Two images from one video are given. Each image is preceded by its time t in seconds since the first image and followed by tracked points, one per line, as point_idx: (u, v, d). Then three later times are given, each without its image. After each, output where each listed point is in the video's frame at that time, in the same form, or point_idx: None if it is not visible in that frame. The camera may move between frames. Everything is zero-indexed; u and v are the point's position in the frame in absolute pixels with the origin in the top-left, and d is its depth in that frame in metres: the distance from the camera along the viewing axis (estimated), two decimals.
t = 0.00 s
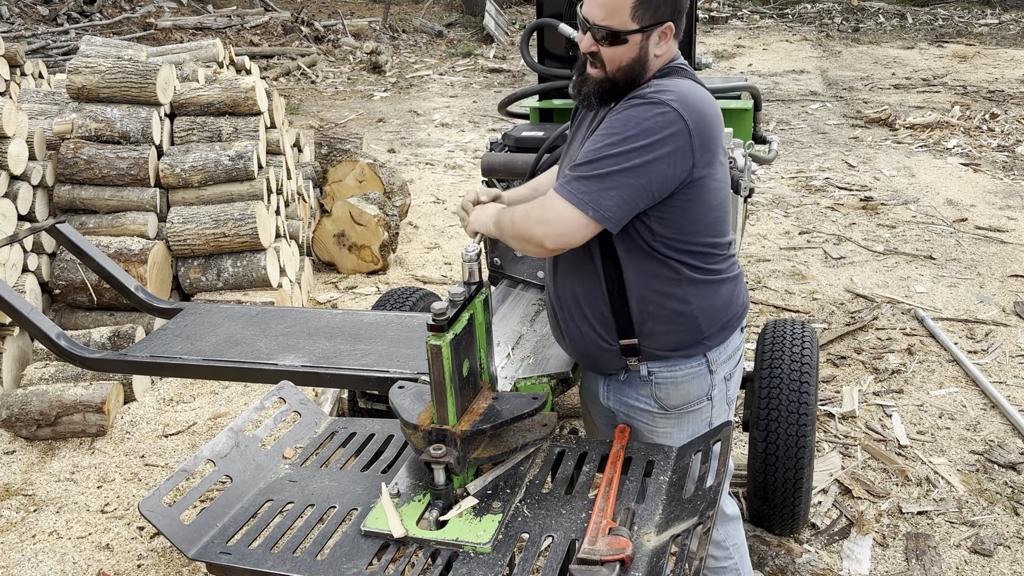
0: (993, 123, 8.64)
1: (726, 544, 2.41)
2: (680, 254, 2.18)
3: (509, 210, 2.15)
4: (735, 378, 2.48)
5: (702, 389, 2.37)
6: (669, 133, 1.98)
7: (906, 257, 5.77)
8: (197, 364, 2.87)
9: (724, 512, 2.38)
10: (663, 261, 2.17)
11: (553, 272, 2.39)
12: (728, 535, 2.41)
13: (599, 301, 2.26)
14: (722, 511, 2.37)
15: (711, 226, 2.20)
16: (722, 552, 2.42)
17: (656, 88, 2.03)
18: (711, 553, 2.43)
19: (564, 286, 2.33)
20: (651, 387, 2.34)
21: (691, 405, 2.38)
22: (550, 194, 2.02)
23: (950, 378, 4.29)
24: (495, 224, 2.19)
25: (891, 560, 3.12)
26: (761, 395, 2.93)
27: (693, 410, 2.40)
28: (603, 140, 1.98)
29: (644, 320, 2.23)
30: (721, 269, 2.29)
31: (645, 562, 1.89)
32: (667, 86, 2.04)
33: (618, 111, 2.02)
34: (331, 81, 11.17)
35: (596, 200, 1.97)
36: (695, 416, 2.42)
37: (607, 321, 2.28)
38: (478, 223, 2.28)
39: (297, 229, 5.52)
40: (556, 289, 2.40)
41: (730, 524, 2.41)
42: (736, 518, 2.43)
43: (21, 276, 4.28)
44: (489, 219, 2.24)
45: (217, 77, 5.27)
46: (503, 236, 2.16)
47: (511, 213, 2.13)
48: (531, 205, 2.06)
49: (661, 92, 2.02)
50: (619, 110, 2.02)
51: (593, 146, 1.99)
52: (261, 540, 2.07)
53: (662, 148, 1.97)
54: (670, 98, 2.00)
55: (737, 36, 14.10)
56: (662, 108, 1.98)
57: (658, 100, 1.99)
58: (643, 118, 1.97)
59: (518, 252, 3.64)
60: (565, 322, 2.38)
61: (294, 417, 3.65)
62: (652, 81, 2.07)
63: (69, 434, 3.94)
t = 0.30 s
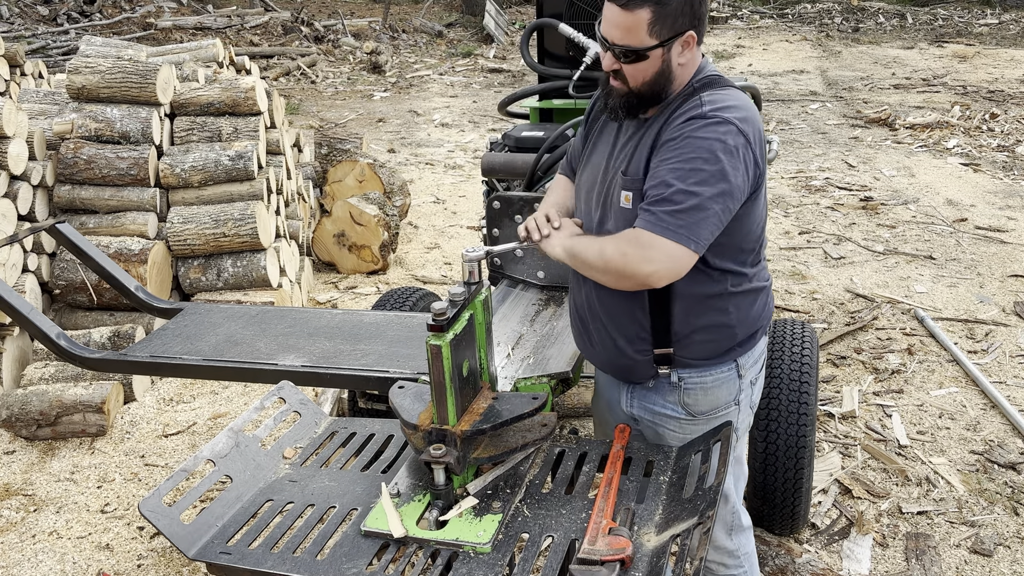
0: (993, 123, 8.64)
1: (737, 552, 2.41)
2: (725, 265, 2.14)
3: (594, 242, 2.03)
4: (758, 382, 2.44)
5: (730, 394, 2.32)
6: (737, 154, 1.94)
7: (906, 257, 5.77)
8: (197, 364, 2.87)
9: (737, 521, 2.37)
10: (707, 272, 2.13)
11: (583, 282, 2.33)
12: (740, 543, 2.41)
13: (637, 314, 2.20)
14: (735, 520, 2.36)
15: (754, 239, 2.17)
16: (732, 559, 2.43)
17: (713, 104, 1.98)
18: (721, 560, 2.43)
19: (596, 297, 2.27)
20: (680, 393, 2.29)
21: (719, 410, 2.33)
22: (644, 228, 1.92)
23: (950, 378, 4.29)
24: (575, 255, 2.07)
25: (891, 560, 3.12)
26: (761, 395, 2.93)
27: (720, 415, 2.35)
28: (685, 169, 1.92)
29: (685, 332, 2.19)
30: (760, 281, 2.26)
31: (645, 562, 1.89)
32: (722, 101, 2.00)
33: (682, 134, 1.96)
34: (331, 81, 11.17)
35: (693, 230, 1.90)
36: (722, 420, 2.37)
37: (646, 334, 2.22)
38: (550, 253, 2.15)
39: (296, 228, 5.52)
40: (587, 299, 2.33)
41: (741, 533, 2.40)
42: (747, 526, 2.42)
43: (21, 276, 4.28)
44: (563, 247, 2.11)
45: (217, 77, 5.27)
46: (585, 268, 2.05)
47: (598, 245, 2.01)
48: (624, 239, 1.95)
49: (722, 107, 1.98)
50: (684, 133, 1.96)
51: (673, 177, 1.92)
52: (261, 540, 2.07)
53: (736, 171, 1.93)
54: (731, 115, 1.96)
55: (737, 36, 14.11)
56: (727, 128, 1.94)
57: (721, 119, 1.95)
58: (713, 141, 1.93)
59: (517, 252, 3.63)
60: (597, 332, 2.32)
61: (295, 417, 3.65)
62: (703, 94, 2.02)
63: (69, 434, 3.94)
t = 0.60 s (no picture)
0: (993, 123, 8.64)
1: (746, 554, 2.40)
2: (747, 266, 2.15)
3: (629, 260, 2.02)
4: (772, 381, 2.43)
5: (749, 393, 2.31)
6: (759, 158, 1.95)
7: (906, 257, 5.77)
8: (197, 364, 2.87)
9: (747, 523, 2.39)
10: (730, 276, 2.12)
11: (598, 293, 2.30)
12: (749, 546, 2.41)
13: (660, 324, 2.18)
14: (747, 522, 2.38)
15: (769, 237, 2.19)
16: (740, 562, 2.41)
17: (729, 109, 1.99)
18: (729, 564, 2.42)
19: (615, 307, 2.25)
20: (699, 396, 2.27)
21: (739, 410, 2.31)
22: (687, 245, 1.91)
23: (950, 378, 4.29)
24: (602, 270, 2.07)
25: (891, 560, 3.12)
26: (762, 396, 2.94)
27: (741, 415, 2.33)
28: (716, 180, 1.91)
29: (706, 338, 2.18)
30: (777, 280, 2.27)
31: (645, 562, 1.89)
32: (735, 105, 2.01)
33: (704, 144, 1.96)
34: (331, 81, 11.17)
35: (733, 239, 1.90)
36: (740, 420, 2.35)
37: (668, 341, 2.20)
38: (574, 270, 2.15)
39: (296, 229, 5.51)
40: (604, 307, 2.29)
41: (749, 535, 2.41)
42: (754, 528, 2.43)
43: (21, 276, 4.28)
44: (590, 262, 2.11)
45: (217, 77, 5.27)
46: (620, 286, 2.05)
47: (636, 264, 2.00)
48: (664, 256, 1.94)
49: (737, 112, 1.99)
50: (706, 141, 1.96)
51: (704, 188, 1.92)
52: (260, 540, 2.07)
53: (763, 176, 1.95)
54: (747, 119, 1.97)
55: (737, 36, 14.10)
56: (747, 133, 1.95)
57: (740, 124, 1.97)
58: (736, 148, 1.93)
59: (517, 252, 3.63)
60: (617, 343, 2.30)
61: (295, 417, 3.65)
62: (716, 100, 2.02)
63: (69, 434, 3.94)
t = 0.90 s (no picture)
0: (993, 123, 8.64)
1: (747, 557, 2.37)
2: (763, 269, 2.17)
3: (703, 298, 2.01)
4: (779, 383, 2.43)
5: (761, 393, 2.31)
6: (778, 165, 1.96)
7: (906, 257, 5.77)
8: (197, 364, 2.87)
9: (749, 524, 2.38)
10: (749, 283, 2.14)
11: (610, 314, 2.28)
12: (750, 548, 2.38)
13: (677, 340, 2.18)
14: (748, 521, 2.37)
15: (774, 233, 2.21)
16: (741, 565, 2.38)
17: (736, 121, 1.98)
18: (729, 567, 2.39)
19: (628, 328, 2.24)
20: (713, 399, 2.28)
21: (751, 411, 2.31)
22: (773, 271, 1.92)
23: (950, 378, 4.29)
24: (678, 315, 2.03)
25: (891, 560, 3.12)
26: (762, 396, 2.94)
27: (751, 416, 2.32)
28: (756, 198, 1.92)
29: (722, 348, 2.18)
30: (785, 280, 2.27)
31: (645, 562, 1.89)
32: (736, 115, 2.00)
33: (725, 164, 1.95)
34: (331, 81, 11.17)
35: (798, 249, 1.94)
36: (751, 421, 2.35)
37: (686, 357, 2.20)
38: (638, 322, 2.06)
39: (296, 228, 5.51)
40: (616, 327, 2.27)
41: (750, 538, 2.38)
42: (755, 531, 2.41)
43: (21, 276, 4.28)
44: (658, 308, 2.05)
45: (217, 77, 5.27)
46: (697, 323, 2.04)
47: (717, 301, 1.99)
48: (749, 287, 1.95)
49: (742, 122, 1.98)
50: (727, 162, 1.95)
51: (744, 209, 1.92)
52: (260, 540, 2.07)
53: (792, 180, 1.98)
54: (754, 128, 1.97)
55: (737, 36, 14.11)
56: (760, 144, 1.95)
57: (752, 135, 1.96)
58: (757, 161, 1.93)
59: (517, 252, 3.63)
60: (633, 362, 2.29)
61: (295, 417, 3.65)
62: (718, 113, 2.01)
63: (69, 434, 3.94)
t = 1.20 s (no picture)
0: (993, 123, 8.63)
1: (744, 555, 2.39)
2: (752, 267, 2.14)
3: (651, 282, 2.01)
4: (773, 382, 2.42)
5: (751, 392, 2.30)
6: (765, 156, 1.94)
7: (906, 257, 5.77)
8: (197, 364, 2.87)
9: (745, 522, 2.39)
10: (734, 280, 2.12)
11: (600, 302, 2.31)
12: (747, 546, 2.40)
13: (663, 329, 2.20)
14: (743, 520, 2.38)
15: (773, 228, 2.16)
16: (738, 562, 2.40)
17: (727, 109, 1.97)
18: (727, 564, 2.41)
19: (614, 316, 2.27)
20: (700, 394, 2.28)
21: (740, 409, 2.31)
22: (720, 261, 1.92)
23: (950, 378, 4.29)
24: (623, 298, 2.04)
25: (891, 560, 3.12)
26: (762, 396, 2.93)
27: (741, 414, 2.32)
28: (730, 186, 1.91)
29: (708, 342, 2.19)
30: (780, 281, 2.26)
31: (645, 562, 1.88)
32: (730, 104, 1.98)
33: (708, 149, 1.94)
34: (331, 81, 11.17)
35: (758, 244, 1.92)
36: (743, 419, 2.34)
37: (670, 345, 2.22)
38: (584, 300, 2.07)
39: (296, 229, 5.51)
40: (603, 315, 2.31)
41: (747, 535, 2.40)
42: (752, 529, 2.43)
43: (21, 276, 4.28)
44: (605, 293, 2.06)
45: (217, 77, 5.27)
46: (645, 307, 2.04)
47: (664, 287, 2.00)
48: (698, 276, 1.95)
49: (735, 111, 1.96)
50: (709, 146, 1.94)
51: (716, 196, 1.92)
52: (260, 540, 2.06)
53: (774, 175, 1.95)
54: (745, 117, 1.95)
55: (737, 36, 14.10)
56: (748, 132, 1.93)
57: (741, 124, 1.94)
58: (741, 149, 1.91)
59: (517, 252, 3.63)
60: (619, 349, 2.31)
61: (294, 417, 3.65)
62: (711, 100, 2.00)
63: (69, 434, 3.94)
